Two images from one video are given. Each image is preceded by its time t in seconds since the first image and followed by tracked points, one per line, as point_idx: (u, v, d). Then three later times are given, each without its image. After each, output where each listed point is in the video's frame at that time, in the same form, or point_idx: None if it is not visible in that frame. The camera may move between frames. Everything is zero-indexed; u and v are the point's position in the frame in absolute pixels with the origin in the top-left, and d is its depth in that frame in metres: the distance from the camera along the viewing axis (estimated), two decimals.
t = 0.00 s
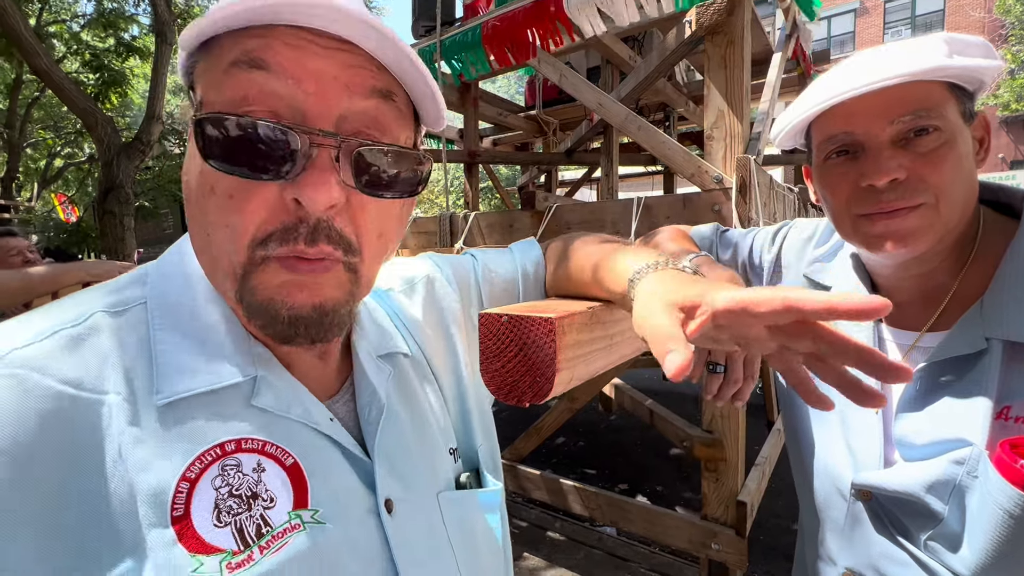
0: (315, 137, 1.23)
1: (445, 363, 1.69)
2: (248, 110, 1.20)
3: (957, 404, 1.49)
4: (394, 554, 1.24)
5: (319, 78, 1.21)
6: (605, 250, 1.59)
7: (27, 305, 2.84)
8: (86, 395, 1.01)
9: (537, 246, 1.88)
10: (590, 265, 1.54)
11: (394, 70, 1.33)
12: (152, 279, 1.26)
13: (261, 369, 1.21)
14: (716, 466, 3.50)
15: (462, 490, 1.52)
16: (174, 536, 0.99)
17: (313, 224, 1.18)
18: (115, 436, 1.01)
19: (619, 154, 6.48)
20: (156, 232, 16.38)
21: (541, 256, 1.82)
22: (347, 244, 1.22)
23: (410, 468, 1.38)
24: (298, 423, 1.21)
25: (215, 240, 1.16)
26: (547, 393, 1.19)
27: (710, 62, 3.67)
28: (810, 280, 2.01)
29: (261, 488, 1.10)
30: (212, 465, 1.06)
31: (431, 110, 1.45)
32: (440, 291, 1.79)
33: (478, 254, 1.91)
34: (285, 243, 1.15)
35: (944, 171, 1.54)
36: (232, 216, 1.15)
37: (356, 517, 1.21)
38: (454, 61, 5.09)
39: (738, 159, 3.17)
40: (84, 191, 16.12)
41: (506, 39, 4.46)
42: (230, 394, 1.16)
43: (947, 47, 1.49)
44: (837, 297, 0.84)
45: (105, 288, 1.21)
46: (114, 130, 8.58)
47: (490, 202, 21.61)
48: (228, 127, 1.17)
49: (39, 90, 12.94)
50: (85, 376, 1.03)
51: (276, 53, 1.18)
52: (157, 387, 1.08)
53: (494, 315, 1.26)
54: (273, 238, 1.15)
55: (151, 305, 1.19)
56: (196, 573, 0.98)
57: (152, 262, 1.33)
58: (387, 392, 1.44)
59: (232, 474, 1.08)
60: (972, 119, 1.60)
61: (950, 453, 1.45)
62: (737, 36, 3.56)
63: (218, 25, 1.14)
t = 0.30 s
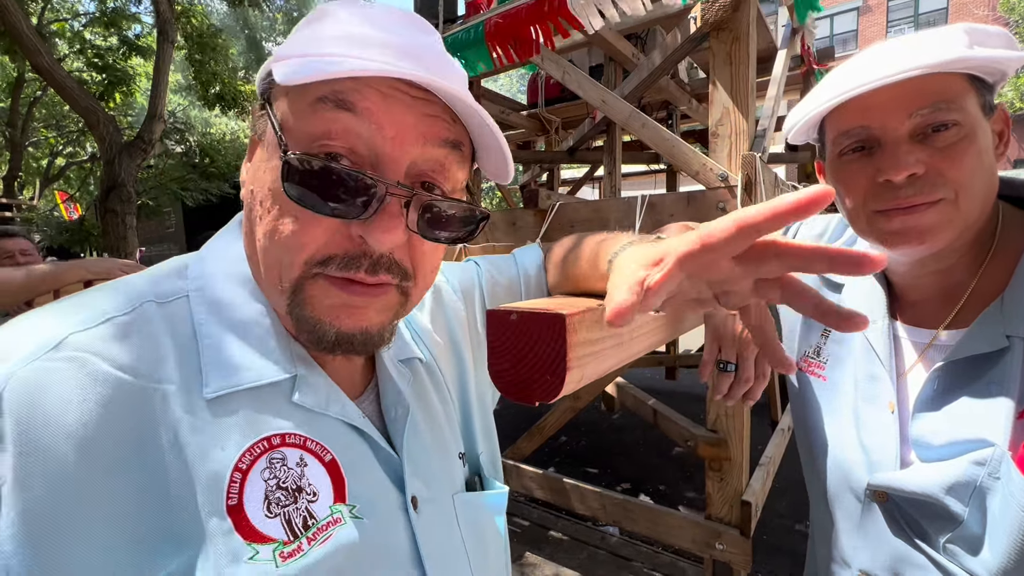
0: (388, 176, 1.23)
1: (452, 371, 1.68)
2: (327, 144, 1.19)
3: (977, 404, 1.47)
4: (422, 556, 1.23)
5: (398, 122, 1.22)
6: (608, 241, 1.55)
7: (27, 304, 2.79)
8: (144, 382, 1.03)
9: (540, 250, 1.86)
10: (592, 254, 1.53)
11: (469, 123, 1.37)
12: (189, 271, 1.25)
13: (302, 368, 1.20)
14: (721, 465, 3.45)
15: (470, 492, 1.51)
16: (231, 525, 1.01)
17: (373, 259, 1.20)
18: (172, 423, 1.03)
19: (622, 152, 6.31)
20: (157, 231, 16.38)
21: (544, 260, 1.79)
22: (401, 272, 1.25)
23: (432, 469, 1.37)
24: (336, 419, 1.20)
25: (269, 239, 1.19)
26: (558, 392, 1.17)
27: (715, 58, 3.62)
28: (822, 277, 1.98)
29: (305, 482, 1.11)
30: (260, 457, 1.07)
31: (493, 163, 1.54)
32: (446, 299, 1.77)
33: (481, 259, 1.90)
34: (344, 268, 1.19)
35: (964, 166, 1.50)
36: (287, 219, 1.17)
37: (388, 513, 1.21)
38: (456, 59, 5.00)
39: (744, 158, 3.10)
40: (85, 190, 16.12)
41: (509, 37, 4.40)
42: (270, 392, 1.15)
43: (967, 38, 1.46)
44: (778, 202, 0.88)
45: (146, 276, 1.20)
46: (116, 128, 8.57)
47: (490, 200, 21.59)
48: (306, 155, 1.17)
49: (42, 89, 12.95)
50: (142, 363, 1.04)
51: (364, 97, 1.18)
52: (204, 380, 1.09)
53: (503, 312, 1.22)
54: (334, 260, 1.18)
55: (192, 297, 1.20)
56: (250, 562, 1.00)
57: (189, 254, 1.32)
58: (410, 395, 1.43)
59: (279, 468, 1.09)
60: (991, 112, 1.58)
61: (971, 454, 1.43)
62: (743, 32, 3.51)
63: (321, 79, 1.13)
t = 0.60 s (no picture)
0: (426, 184, 1.20)
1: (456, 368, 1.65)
2: (363, 149, 1.15)
3: (986, 405, 1.45)
4: (438, 557, 1.23)
5: (435, 131, 1.18)
6: (610, 238, 1.54)
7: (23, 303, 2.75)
8: (166, 387, 1.00)
9: (543, 246, 1.85)
10: (604, 248, 1.51)
11: (501, 130, 1.35)
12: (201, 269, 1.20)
13: (318, 372, 1.16)
14: (721, 465, 3.44)
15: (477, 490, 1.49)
16: (258, 534, 0.98)
17: (406, 268, 1.19)
18: (195, 427, 1.00)
19: (622, 151, 6.28)
20: (155, 229, 16.33)
21: (548, 255, 1.79)
22: (430, 279, 1.23)
23: (444, 470, 1.35)
24: (353, 422, 1.17)
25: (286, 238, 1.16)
26: (562, 391, 1.15)
27: (716, 56, 3.60)
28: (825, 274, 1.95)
29: (327, 487, 1.08)
30: (283, 463, 1.04)
31: (524, 171, 1.53)
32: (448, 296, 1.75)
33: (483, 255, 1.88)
34: (377, 277, 1.17)
35: (973, 162, 1.48)
36: (322, 229, 1.13)
37: (406, 518, 1.19)
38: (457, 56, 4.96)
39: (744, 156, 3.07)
40: (83, 188, 16.05)
41: (510, 34, 4.37)
42: (289, 397, 1.11)
43: (977, 31, 1.45)
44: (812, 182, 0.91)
45: (159, 275, 1.16)
46: (114, 126, 8.53)
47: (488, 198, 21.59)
48: (343, 163, 1.13)
49: (40, 87, 12.90)
50: (164, 367, 1.01)
51: (403, 104, 1.14)
52: (224, 385, 1.05)
53: (506, 310, 1.20)
54: (366, 269, 1.16)
55: (205, 297, 1.15)
56: (280, 569, 0.98)
57: (201, 251, 1.27)
58: (420, 394, 1.40)
59: (302, 473, 1.06)
60: (1000, 106, 1.56)
61: (980, 455, 1.42)
62: (744, 30, 3.49)
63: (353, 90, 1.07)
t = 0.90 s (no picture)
0: (413, 172, 1.19)
1: (454, 367, 1.63)
2: (345, 139, 1.13)
3: (983, 406, 1.44)
4: (437, 558, 1.21)
5: (420, 114, 1.16)
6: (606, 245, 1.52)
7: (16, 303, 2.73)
8: (147, 396, 0.96)
9: (545, 242, 1.83)
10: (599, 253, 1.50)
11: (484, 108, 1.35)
12: (190, 273, 1.18)
13: (309, 375, 1.15)
14: (718, 464, 3.43)
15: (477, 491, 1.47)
16: (248, 544, 0.97)
17: (401, 257, 1.17)
18: (180, 437, 0.97)
19: (620, 150, 6.29)
20: (152, 229, 16.26)
21: (547, 253, 1.76)
22: (428, 266, 1.22)
23: (440, 471, 1.33)
24: (347, 426, 1.16)
25: (276, 242, 1.14)
26: (555, 393, 1.14)
27: (714, 56, 3.59)
28: (823, 273, 1.93)
29: (320, 494, 1.07)
30: (274, 470, 1.03)
31: (511, 146, 1.51)
32: (449, 295, 1.73)
33: (485, 254, 1.86)
34: (372, 267, 1.15)
35: (970, 160, 1.49)
36: (308, 221, 1.11)
37: (402, 522, 1.17)
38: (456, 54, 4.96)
39: (742, 154, 3.06)
40: (79, 188, 15.98)
41: (508, 32, 4.37)
42: (280, 402, 1.10)
43: (975, 28, 1.44)
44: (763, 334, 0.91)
45: (147, 279, 1.13)
46: (109, 125, 8.46)
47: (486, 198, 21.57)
48: (325, 155, 1.11)
49: (36, 86, 12.83)
50: (146, 375, 0.97)
51: (383, 88, 1.12)
52: (213, 392, 1.03)
53: (497, 310, 1.17)
54: (361, 260, 1.14)
55: (193, 302, 1.12)
56: None
57: (193, 254, 1.25)
58: (415, 392, 1.38)
59: (294, 480, 1.04)
60: (997, 104, 1.55)
61: (977, 456, 1.41)
62: (741, 29, 3.47)
63: (325, 80, 1.04)
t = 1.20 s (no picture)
0: (401, 177, 1.18)
1: (452, 367, 1.63)
2: (332, 143, 1.12)
3: (978, 404, 1.45)
4: (428, 559, 1.21)
5: (407, 118, 1.15)
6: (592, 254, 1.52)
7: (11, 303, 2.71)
8: (129, 398, 0.96)
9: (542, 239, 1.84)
10: (582, 260, 1.54)
11: (473, 108, 1.33)
12: (179, 274, 1.17)
13: (298, 376, 1.14)
14: (715, 463, 3.43)
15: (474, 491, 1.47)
16: (231, 547, 0.96)
17: (392, 262, 1.18)
18: (162, 440, 0.97)
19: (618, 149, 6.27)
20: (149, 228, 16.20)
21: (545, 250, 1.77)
22: (417, 270, 1.23)
23: (435, 471, 1.32)
24: (336, 427, 1.16)
25: (264, 244, 1.14)
26: (552, 392, 1.13)
27: (710, 55, 3.57)
28: (819, 273, 1.93)
29: (307, 496, 1.06)
30: (260, 472, 1.02)
31: (504, 147, 1.50)
32: (448, 294, 1.72)
33: (483, 253, 1.85)
34: (362, 275, 1.16)
35: (965, 160, 1.49)
36: (296, 230, 1.11)
37: (392, 523, 1.17)
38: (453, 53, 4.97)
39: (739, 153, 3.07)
40: (76, 187, 15.92)
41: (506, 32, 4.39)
42: (267, 404, 1.09)
43: (970, 27, 1.44)
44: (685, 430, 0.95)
45: (135, 280, 1.13)
46: (106, 124, 8.42)
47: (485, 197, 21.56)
48: (311, 161, 1.10)
49: (32, 85, 12.79)
50: (128, 378, 0.97)
51: (371, 91, 1.11)
52: (197, 394, 1.03)
53: (494, 310, 1.17)
54: (350, 268, 1.15)
55: (180, 304, 1.12)
56: None
57: (182, 254, 1.24)
58: (409, 393, 1.37)
59: (280, 482, 1.04)
60: (992, 103, 1.55)
61: (972, 454, 1.41)
62: (738, 28, 3.47)
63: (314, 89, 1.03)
